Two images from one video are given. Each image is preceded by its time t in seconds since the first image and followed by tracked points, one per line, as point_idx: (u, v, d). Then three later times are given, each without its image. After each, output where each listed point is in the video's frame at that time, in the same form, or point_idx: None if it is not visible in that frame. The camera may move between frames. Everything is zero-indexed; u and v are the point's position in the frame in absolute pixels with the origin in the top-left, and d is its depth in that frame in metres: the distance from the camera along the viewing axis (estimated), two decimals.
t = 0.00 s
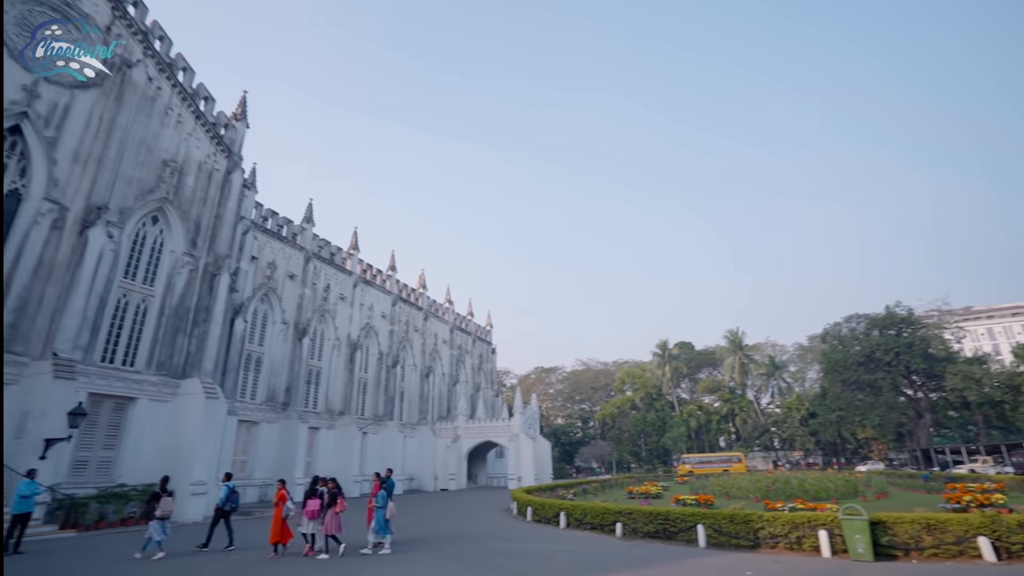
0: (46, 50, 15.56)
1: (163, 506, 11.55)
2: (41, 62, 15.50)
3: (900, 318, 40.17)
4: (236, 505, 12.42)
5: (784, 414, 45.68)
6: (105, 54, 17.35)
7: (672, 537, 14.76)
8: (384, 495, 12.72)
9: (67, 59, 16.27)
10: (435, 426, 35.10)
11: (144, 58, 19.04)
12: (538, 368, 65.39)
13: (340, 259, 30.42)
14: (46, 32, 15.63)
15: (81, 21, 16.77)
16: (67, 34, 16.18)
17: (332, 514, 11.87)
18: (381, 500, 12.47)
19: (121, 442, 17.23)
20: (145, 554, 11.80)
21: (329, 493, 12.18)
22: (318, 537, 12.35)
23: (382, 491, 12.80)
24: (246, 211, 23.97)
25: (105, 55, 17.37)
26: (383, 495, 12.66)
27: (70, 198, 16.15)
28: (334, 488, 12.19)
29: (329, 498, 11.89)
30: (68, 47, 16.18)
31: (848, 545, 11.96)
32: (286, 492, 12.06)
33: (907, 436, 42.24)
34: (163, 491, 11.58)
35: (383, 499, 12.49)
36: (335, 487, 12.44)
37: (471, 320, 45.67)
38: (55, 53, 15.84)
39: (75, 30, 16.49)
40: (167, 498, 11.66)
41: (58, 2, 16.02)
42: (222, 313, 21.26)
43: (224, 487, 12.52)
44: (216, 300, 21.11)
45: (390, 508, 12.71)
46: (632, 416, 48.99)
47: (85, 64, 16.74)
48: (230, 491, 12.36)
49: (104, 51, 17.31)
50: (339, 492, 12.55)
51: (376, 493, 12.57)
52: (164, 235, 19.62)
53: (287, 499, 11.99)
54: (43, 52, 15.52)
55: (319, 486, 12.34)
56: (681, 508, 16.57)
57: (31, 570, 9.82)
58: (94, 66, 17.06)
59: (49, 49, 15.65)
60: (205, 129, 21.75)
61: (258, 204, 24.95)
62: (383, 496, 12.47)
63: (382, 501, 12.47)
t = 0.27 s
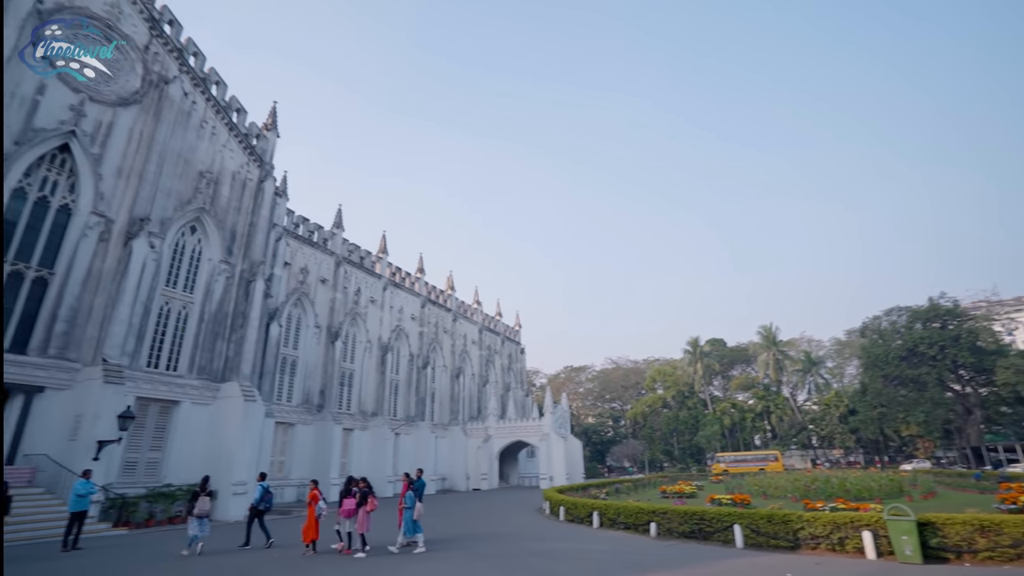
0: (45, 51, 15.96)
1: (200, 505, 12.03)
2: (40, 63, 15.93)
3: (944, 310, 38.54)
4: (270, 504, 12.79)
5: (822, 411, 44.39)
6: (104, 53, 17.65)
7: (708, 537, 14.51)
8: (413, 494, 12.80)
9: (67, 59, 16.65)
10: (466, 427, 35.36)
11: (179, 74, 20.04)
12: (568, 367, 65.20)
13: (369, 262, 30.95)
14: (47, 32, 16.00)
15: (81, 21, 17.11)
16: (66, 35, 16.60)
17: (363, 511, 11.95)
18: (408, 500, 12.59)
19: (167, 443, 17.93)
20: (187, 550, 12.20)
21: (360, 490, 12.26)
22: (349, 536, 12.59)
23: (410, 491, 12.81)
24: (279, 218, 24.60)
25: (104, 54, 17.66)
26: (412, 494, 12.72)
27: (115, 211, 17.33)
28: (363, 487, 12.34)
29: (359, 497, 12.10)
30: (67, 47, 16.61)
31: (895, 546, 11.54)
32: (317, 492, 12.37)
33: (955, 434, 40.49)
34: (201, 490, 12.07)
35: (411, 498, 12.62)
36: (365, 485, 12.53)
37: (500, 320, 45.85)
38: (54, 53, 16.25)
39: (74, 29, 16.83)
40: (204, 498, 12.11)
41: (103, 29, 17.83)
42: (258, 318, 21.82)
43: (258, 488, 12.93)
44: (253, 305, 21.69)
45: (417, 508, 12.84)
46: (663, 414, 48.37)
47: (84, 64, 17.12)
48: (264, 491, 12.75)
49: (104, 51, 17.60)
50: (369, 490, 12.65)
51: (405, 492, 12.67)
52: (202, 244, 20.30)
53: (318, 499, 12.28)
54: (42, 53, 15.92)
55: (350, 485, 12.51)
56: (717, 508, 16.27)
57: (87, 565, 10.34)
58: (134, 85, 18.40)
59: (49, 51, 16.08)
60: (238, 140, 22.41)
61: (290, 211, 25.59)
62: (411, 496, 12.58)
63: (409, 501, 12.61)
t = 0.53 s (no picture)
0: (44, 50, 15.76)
1: (247, 502, 12.49)
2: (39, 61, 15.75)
3: (1007, 298, 36.30)
4: (311, 502, 13.19)
5: (874, 407, 42.57)
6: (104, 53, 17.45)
7: (755, 538, 14.15)
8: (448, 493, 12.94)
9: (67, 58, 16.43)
10: (504, 426, 35.55)
11: (222, 90, 21.00)
12: (606, 365, 64.73)
13: (406, 265, 31.51)
14: (46, 32, 15.83)
15: (81, 21, 16.92)
16: (67, 35, 16.38)
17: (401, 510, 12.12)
18: (442, 499, 12.77)
19: (221, 443, 18.73)
20: (234, 545, 12.69)
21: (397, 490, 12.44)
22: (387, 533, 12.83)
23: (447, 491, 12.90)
24: (319, 224, 25.31)
25: (104, 55, 17.44)
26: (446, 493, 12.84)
27: (167, 223, 18.37)
28: (399, 487, 12.50)
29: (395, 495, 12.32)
30: (67, 47, 16.33)
31: (960, 549, 10.97)
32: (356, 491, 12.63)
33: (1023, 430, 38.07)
34: (249, 487, 12.54)
35: (446, 498, 12.75)
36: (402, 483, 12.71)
37: (536, 319, 45.89)
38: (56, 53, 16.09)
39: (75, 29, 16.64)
40: (250, 495, 12.57)
41: (152, 52, 19.00)
42: (301, 322, 22.49)
43: (300, 486, 13.33)
44: (296, 310, 22.39)
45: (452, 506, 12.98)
46: (705, 412, 47.39)
47: (85, 65, 16.82)
48: (306, 489, 13.12)
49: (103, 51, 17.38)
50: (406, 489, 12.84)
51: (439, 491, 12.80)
52: (248, 252, 21.11)
53: (357, 498, 12.54)
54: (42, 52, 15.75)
55: (388, 484, 12.71)
56: (764, 508, 15.83)
57: (152, 559, 10.93)
58: (181, 103, 19.43)
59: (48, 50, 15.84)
60: (278, 150, 23.17)
61: (329, 217, 26.30)
62: (445, 495, 12.72)
63: (445, 500, 12.75)
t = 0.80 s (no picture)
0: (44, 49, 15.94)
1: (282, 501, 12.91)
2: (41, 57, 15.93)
3: None
4: (345, 502, 13.56)
5: (922, 404, 40.83)
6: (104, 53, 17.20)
7: (798, 539, 13.77)
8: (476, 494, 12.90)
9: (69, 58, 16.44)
10: (537, 426, 35.59)
11: (256, 101, 21.70)
12: (638, 363, 64.06)
13: (437, 267, 31.86)
14: (46, 33, 16.11)
15: (82, 21, 16.98)
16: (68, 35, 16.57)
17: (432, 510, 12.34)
18: (471, 498, 12.67)
19: (262, 444, 19.32)
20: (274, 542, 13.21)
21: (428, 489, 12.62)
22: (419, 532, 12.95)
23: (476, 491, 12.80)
24: (351, 229, 25.81)
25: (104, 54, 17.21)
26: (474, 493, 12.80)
27: (208, 232, 19.10)
28: (431, 486, 12.68)
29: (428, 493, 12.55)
30: (66, 47, 16.44)
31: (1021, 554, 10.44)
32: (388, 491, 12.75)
33: None
34: (284, 487, 12.94)
35: (474, 498, 12.68)
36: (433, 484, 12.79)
37: (567, 318, 45.73)
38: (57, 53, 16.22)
39: (77, 30, 16.80)
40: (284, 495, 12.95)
41: (191, 67, 19.78)
42: (336, 325, 22.97)
43: (335, 486, 13.63)
44: (331, 313, 22.88)
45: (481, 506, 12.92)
46: (742, 409, 46.36)
47: (85, 64, 16.73)
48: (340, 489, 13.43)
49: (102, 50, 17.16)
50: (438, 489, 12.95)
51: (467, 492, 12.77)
52: (284, 257, 21.70)
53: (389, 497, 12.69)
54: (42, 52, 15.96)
55: (419, 484, 12.86)
56: (808, 509, 15.39)
57: (200, 554, 11.36)
58: (218, 115, 20.18)
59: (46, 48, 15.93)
60: (311, 157, 23.74)
61: (360, 222, 26.81)
62: (473, 495, 12.66)
63: (473, 500, 12.65)
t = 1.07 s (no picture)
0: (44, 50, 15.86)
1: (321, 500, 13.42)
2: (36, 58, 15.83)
3: None
4: (383, 501, 13.81)
5: (982, 400, 38.61)
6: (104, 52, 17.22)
7: (850, 542, 13.24)
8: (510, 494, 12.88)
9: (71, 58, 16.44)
10: (575, 425, 35.42)
11: (293, 112, 22.39)
12: (676, 361, 63.00)
13: (471, 268, 32.13)
14: (46, 33, 16.07)
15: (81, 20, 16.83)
16: (67, 35, 16.48)
17: (468, 509, 12.46)
18: (504, 498, 12.67)
19: (307, 444, 19.91)
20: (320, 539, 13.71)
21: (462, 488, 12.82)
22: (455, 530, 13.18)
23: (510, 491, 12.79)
24: (387, 233, 26.29)
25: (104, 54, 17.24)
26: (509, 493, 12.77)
27: (251, 240, 19.84)
28: (467, 485, 12.78)
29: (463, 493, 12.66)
30: (67, 47, 16.34)
31: None
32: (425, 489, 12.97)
33: None
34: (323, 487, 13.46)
35: (509, 498, 12.65)
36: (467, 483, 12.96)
37: (602, 317, 45.35)
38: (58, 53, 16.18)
39: (76, 29, 16.68)
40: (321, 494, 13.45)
41: (233, 83, 20.57)
42: (375, 328, 23.42)
43: (373, 485, 13.99)
44: (369, 316, 23.33)
45: (515, 506, 12.91)
46: (786, 407, 44.95)
47: (86, 65, 16.70)
48: (377, 490, 13.73)
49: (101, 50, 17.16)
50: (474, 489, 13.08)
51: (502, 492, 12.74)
52: (323, 262, 22.30)
53: (424, 496, 12.88)
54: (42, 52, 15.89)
55: (455, 484, 13.04)
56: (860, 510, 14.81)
57: (251, 552, 11.78)
58: (259, 127, 20.93)
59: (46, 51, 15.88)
60: (347, 165, 24.31)
61: (396, 226, 27.28)
62: (508, 495, 12.64)
63: (506, 500, 12.65)
